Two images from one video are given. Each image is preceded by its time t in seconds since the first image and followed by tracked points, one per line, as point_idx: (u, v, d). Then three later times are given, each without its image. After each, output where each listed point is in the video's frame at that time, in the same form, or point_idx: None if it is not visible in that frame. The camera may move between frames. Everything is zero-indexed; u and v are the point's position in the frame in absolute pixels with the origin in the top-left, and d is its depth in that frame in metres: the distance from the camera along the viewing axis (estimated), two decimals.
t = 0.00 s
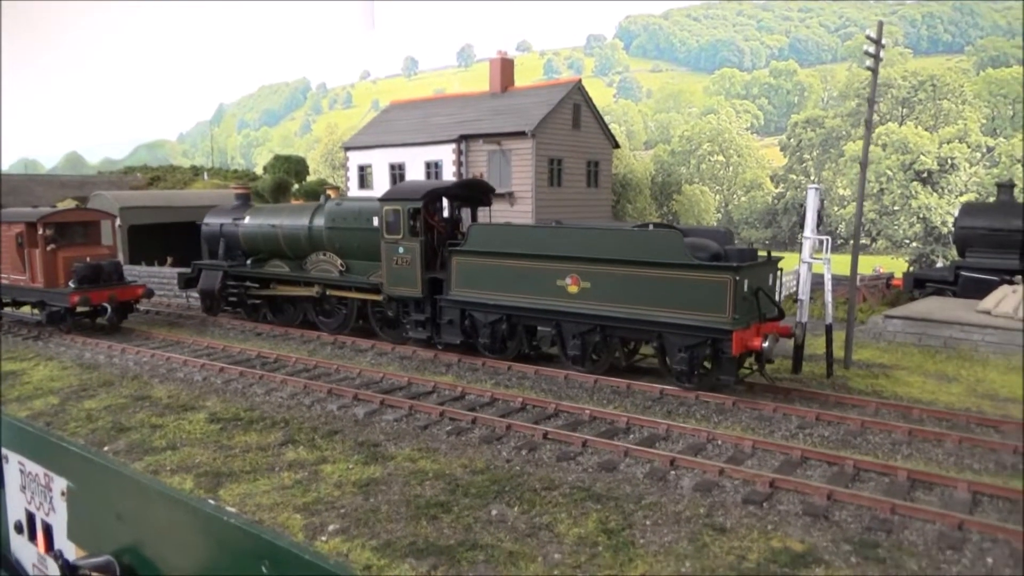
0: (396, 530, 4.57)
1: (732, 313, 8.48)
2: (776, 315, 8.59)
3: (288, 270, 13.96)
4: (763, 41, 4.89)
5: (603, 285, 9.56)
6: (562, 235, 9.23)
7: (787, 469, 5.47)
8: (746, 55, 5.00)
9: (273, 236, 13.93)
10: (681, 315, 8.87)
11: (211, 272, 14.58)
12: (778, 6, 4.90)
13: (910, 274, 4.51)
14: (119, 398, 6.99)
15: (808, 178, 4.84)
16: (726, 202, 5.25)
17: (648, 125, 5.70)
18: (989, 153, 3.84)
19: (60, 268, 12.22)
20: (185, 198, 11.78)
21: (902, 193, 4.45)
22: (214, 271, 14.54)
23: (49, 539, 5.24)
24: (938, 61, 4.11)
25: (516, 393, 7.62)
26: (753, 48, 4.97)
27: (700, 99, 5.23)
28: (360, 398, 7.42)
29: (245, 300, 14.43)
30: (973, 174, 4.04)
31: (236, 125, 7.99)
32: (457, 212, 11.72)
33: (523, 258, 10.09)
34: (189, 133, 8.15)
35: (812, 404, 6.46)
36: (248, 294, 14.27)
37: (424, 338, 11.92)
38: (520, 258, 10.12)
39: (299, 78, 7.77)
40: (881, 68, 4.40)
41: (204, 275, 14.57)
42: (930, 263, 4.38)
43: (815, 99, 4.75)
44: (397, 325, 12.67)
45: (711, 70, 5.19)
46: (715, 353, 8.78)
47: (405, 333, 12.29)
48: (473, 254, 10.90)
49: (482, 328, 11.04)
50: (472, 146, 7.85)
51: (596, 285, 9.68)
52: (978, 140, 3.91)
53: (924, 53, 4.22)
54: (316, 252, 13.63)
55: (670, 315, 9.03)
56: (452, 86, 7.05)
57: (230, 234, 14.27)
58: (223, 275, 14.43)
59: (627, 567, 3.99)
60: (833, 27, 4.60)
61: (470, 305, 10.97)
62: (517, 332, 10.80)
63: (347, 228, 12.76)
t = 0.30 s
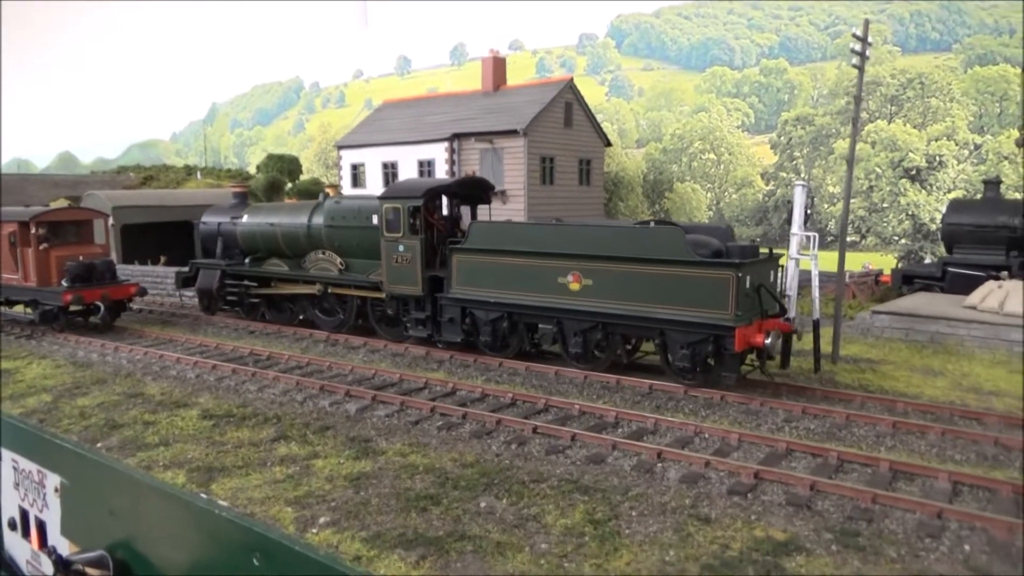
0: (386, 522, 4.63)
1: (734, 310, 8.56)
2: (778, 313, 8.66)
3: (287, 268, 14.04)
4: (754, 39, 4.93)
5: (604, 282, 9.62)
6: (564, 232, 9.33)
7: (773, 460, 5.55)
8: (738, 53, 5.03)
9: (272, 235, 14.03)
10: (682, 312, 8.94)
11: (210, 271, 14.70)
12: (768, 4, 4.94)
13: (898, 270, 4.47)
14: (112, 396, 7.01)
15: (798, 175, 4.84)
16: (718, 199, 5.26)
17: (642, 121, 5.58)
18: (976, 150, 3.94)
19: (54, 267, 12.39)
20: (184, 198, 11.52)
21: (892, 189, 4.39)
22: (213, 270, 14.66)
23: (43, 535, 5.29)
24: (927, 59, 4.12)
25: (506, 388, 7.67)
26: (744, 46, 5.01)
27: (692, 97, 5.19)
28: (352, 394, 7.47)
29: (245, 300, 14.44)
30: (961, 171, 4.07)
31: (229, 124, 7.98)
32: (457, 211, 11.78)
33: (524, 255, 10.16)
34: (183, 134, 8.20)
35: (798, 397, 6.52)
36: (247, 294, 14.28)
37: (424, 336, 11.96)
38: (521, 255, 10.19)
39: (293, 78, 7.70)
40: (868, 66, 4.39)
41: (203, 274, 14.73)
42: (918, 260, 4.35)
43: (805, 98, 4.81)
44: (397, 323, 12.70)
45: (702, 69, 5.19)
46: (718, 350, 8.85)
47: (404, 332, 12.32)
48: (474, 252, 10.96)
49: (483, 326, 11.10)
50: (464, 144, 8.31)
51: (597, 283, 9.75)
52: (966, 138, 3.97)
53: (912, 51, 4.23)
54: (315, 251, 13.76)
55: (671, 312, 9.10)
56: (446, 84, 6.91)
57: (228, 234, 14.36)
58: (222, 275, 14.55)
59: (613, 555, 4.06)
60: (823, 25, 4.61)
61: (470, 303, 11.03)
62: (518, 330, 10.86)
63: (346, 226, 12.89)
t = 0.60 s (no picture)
0: (374, 514, 4.67)
1: (737, 305, 8.56)
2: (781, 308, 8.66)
3: (285, 267, 14.04)
4: (744, 38, 4.98)
5: (605, 279, 9.66)
6: (564, 230, 9.32)
7: (758, 453, 5.60)
8: (729, 52, 5.07)
9: (269, 233, 14.01)
10: (684, 309, 8.99)
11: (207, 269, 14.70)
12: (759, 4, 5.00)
13: (886, 266, 4.45)
14: (103, 393, 7.03)
15: (786, 173, 4.92)
16: (709, 196, 5.30)
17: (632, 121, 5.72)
18: (964, 148, 3.97)
19: (43, 264, 12.34)
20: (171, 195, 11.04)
21: (880, 187, 4.45)
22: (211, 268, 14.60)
23: (34, 531, 5.33)
24: (915, 57, 4.20)
25: (495, 383, 7.71)
26: (734, 45, 5.05)
27: (683, 95, 5.23)
28: (342, 390, 7.50)
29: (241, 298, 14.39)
30: (948, 169, 4.10)
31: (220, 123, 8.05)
32: (456, 208, 11.75)
33: (524, 252, 10.19)
34: (174, 133, 8.22)
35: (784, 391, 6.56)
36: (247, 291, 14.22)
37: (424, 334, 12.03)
38: (521, 252, 10.22)
39: (286, 77, 7.82)
40: (854, 64, 4.51)
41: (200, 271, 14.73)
42: (907, 257, 4.34)
43: (794, 96, 4.87)
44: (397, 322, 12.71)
45: (693, 67, 5.24)
46: (720, 346, 8.90)
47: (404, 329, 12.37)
48: (473, 249, 10.98)
49: (484, 323, 11.15)
50: (456, 144, 7.99)
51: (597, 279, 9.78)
52: (954, 135, 4.02)
53: (900, 50, 4.33)
54: (313, 249, 13.78)
55: (673, 308, 9.16)
56: (438, 82, 7.20)
57: (224, 232, 14.34)
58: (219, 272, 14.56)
59: (598, 545, 4.12)
60: (813, 24, 4.75)
61: (471, 300, 11.08)
62: (518, 327, 10.93)
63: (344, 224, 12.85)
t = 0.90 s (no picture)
0: (360, 504, 4.68)
1: (742, 298, 8.47)
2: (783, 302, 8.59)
3: (281, 262, 13.74)
4: (735, 34, 5.02)
5: (607, 272, 9.62)
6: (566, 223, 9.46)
7: (744, 443, 5.62)
8: (719, 48, 5.10)
9: (265, 228, 13.72)
10: (687, 302, 8.92)
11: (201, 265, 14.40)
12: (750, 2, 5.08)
13: (875, 261, 4.34)
14: (90, 388, 7.00)
15: (774, 167, 4.79)
16: (699, 192, 5.25)
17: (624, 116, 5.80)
18: (952, 143, 4.03)
19: (32, 262, 12.08)
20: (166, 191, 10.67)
21: (870, 182, 4.34)
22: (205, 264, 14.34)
23: (20, 526, 5.33)
24: (904, 53, 4.22)
25: (484, 377, 7.72)
26: (724, 41, 5.09)
27: (674, 92, 5.32)
28: (331, 384, 7.49)
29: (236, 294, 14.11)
30: (938, 164, 4.14)
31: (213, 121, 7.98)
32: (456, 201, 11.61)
33: (525, 247, 10.16)
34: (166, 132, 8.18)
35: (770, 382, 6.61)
36: (242, 288, 14.00)
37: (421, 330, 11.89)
38: (521, 247, 10.19)
39: (276, 74, 7.80)
40: (842, 59, 4.48)
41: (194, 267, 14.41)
42: (897, 253, 4.25)
43: (785, 92, 4.83)
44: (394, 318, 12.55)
45: (683, 63, 5.33)
46: (722, 341, 8.84)
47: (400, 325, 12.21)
48: (472, 243, 10.90)
49: (483, 319, 11.05)
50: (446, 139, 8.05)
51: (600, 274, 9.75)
52: (943, 131, 4.02)
53: (890, 46, 4.34)
54: (309, 244, 13.49)
55: (674, 302, 9.07)
56: (431, 78, 6.91)
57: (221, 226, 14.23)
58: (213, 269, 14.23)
59: (582, 534, 4.14)
60: (802, 20, 4.76)
61: (470, 295, 10.98)
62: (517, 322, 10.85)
63: (342, 219, 12.67)
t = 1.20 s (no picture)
0: (345, 506, 4.62)
1: (753, 296, 8.15)
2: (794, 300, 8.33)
3: (277, 260, 13.48)
4: (726, 30, 5.00)
5: (613, 271, 9.22)
6: (572, 219, 8.93)
7: (735, 441, 5.57)
8: (710, 45, 5.07)
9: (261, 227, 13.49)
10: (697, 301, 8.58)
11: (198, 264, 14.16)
12: None
13: (865, 258, 4.23)
14: (75, 388, 6.92)
15: (768, 165, 4.79)
16: (692, 190, 5.37)
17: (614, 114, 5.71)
18: (943, 139, 4.03)
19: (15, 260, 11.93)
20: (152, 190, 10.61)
21: (861, 179, 4.36)
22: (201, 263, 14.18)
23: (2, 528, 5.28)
24: (896, 49, 4.32)
25: (474, 375, 7.65)
26: (716, 38, 5.05)
27: (666, 89, 5.22)
28: (319, 383, 7.42)
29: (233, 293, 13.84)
30: (929, 161, 4.15)
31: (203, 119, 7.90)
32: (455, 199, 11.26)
33: (526, 245, 9.74)
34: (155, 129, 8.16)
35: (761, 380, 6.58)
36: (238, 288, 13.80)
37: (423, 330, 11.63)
38: (523, 245, 9.76)
39: (265, 72, 7.60)
40: (832, 55, 4.40)
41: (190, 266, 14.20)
42: (887, 249, 4.22)
43: (777, 88, 4.75)
44: (394, 316, 12.39)
45: (675, 60, 5.26)
46: (734, 340, 8.54)
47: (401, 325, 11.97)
48: (474, 240, 10.50)
49: (485, 318, 10.77)
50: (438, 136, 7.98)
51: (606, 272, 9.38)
52: (934, 128, 4.05)
53: (881, 43, 4.39)
54: (305, 243, 13.22)
55: (684, 301, 8.75)
56: (420, 76, 6.84)
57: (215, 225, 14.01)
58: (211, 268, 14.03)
59: (571, 534, 4.10)
60: (794, 17, 4.73)
61: (471, 295, 10.68)
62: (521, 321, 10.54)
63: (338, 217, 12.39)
